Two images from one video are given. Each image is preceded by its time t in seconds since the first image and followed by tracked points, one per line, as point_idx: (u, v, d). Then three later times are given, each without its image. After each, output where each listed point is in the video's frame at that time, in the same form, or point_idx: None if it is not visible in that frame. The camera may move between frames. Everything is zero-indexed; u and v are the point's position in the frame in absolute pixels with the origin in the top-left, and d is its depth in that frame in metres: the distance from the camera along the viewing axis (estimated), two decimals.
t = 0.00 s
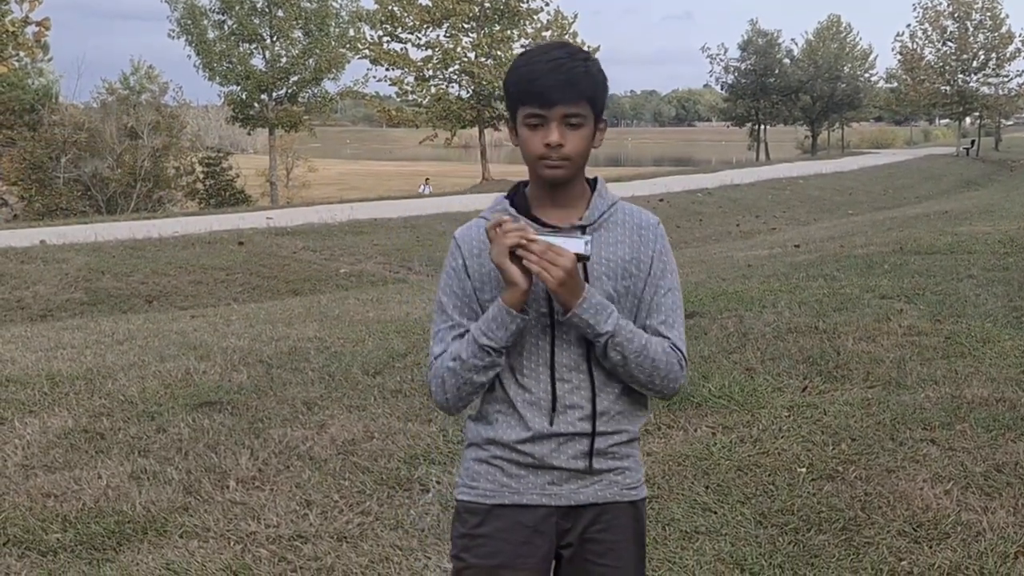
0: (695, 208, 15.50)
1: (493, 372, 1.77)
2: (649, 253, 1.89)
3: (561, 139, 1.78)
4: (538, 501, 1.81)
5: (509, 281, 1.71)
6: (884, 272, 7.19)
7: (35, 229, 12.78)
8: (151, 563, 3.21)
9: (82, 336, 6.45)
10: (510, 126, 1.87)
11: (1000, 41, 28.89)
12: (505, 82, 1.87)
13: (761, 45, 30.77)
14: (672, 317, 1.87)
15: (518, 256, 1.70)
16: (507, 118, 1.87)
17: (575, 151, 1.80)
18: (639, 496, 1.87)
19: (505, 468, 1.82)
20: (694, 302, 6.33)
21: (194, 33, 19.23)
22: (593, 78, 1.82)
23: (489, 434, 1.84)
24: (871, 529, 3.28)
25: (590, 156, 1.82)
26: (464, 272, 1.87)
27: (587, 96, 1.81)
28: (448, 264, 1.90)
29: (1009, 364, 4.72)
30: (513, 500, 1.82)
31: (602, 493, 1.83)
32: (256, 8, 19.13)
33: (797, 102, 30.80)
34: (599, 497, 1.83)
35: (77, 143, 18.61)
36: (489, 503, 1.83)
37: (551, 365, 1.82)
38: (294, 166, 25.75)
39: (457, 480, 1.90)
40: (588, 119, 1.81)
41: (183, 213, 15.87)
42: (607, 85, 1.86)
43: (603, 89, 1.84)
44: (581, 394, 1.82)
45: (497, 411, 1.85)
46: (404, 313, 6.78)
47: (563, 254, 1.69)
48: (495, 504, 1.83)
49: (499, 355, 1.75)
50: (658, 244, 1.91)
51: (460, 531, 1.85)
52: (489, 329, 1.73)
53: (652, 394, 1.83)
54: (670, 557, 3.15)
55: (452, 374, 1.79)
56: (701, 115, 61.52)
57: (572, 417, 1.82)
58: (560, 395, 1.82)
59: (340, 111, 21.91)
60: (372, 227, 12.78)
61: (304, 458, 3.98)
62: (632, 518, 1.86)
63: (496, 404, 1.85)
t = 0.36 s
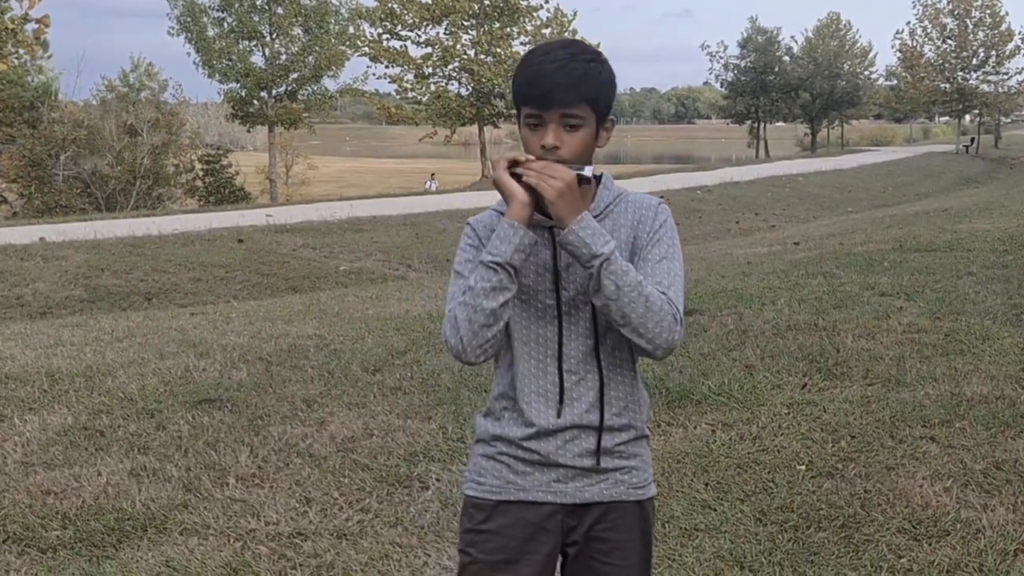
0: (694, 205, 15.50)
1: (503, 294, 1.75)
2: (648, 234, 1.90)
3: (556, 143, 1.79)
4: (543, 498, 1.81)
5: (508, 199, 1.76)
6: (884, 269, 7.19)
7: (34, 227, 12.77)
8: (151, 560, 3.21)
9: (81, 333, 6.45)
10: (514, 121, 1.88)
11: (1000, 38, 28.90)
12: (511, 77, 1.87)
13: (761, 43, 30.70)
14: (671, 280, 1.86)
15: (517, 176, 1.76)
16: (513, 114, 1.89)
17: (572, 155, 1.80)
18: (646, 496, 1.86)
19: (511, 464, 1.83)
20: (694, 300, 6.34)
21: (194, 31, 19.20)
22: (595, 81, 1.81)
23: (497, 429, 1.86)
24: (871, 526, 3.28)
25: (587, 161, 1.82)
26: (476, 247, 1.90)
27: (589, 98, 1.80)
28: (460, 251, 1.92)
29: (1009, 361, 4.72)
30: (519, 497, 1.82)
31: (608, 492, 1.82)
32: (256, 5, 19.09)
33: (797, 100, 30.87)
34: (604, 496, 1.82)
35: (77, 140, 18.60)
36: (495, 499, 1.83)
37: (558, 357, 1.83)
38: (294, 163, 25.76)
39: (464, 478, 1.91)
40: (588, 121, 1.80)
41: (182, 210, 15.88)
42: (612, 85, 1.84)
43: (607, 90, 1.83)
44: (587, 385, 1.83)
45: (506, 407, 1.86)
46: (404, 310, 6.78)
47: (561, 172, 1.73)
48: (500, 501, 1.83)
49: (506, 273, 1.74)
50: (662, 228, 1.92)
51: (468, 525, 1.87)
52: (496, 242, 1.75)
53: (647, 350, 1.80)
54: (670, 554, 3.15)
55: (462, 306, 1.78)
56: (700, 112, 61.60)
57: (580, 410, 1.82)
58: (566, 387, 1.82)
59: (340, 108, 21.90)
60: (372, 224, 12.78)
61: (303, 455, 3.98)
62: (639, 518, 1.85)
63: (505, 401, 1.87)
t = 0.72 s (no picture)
0: (694, 204, 15.49)
1: (498, 264, 1.74)
2: (624, 225, 1.93)
3: (550, 131, 1.80)
4: (528, 496, 1.81)
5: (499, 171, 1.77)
6: (884, 267, 7.19)
7: (34, 226, 12.77)
8: (152, 559, 3.22)
9: (82, 331, 6.46)
10: (497, 113, 1.87)
11: (1000, 37, 28.87)
12: (495, 68, 1.86)
13: (761, 41, 30.71)
14: (648, 266, 1.88)
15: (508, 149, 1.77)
16: (497, 102, 1.88)
17: (563, 144, 1.81)
18: (628, 491, 1.89)
19: (495, 463, 1.82)
20: (694, 298, 6.33)
21: (194, 29, 19.21)
22: (584, 74, 1.83)
23: (479, 427, 1.84)
24: (871, 525, 3.29)
25: (578, 152, 1.83)
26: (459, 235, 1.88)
27: (578, 90, 1.82)
28: (440, 241, 1.90)
29: (1009, 360, 4.71)
30: (503, 496, 1.81)
31: (590, 489, 1.83)
32: (256, 4, 19.09)
33: (797, 98, 30.80)
34: (587, 493, 1.83)
35: (77, 139, 18.60)
36: (477, 499, 1.82)
37: (540, 350, 1.83)
38: (294, 162, 25.75)
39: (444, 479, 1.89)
40: (577, 113, 1.82)
41: (182, 210, 15.87)
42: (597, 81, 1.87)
43: (593, 86, 1.86)
44: (568, 378, 1.84)
45: (486, 403, 1.85)
46: (404, 309, 6.78)
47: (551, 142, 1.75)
48: (484, 501, 1.82)
49: (501, 243, 1.74)
50: (638, 222, 1.95)
51: (451, 527, 1.84)
52: (491, 213, 1.76)
53: (627, 334, 1.80)
54: (669, 553, 3.16)
55: (456, 278, 1.76)
56: (701, 111, 61.60)
57: (562, 404, 1.82)
58: (548, 380, 1.82)
59: (340, 107, 21.89)
60: (372, 222, 12.77)
61: (303, 454, 3.99)
62: (622, 515, 1.87)
63: (485, 397, 1.86)
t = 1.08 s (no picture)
0: (694, 203, 15.48)
1: (494, 247, 1.76)
2: (603, 220, 1.94)
3: (532, 123, 1.82)
4: (508, 494, 1.81)
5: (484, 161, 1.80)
6: (885, 266, 7.18)
7: (34, 225, 12.76)
8: (152, 557, 3.22)
9: (83, 330, 6.46)
10: (478, 105, 1.89)
11: (1001, 35, 28.84)
12: (478, 62, 1.89)
13: (761, 40, 30.71)
14: (625, 259, 1.89)
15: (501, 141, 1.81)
16: (480, 97, 1.91)
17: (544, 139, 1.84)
18: (606, 488, 1.89)
19: (473, 463, 1.82)
20: (694, 297, 6.33)
21: (194, 28, 19.24)
22: (568, 71, 1.86)
23: (457, 425, 1.85)
24: (871, 523, 3.29)
25: (559, 146, 1.86)
26: (443, 228, 1.89)
27: (561, 87, 1.84)
28: (422, 236, 1.90)
29: (1009, 359, 4.71)
30: (482, 494, 1.81)
31: (569, 486, 1.84)
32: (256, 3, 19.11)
33: (797, 97, 30.74)
34: (566, 490, 1.83)
35: (77, 138, 18.60)
36: (456, 498, 1.82)
37: (517, 346, 1.83)
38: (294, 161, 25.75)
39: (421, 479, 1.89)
40: (559, 109, 1.86)
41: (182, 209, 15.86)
42: (580, 78, 1.90)
43: (576, 83, 1.88)
44: (547, 373, 1.84)
45: (464, 399, 1.85)
46: (405, 308, 6.78)
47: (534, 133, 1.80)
48: (464, 499, 1.82)
49: (493, 226, 1.76)
50: (616, 219, 1.95)
51: (429, 526, 1.83)
52: (480, 199, 1.78)
53: (600, 324, 1.80)
54: (669, 552, 3.16)
55: (450, 265, 1.76)
56: (701, 110, 61.59)
57: (540, 400, 1.83)
58: (527, 375, 1.83)
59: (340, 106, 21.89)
60: (372, 221, 12.76)
61: (304, 453, 3.99)
62: (601, 511, 1.87)
63: (463, 393, 1.86)
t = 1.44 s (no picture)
0: (695, 202, 15.48)
1: (494, 250, 1.76)
2: (590, 226, 1.93)
3: (523, 127, 1.83)
4: (495, 494, 1.81)
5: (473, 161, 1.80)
6: (886, 266, 7.18)
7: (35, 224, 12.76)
8: (153, 557, 3.22)
9: (84, 330, 6.46)
10: (472, 106, 1.90)
11: (1002, 35, 28.81)
12: (472, 63, 1.89)
13: (762, 40, 30.71)
14: (606, 268, 1.88)
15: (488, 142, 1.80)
16: (472, 99, 1.91)
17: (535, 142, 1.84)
18: (594, 490, 1.89)
19: (461, 462, 1.83)
20: (695, 297, 6.33)
21: (195, 28, 19.25)
22: (562, 75, 1.86)
23: (445, 425, 1.85)
24: (872, 522, 3.29)
25: (550, 149, 1.86)
26: (434, 229, 1.89)
27: (554, 90, 1.84)
28: (414, 237, 1.90)
29: (1010, 358, 4.71)
30: (469, 494, 1.81)
31: (556, 488, 1.84)
32: (257, 2, 19.13)
33: (798, 96, 30.72)
34: (553, 491, 1.83)
35: (78, 138, 18.60)
36: (443, 498, 1.82)
37: (505, 349, 1.83)
38: (296, 160, 25.76)
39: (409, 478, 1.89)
40: (551, 113, 1.86)
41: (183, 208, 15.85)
42: (574, 84, 1.90)
43: (569, 88, 1.88)
44: (534, 376, 1.84)
45: (454, 400, 1.85)
46: (407, 307, 6.78)
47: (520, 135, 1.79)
48: (451, 499, 1.82)
49: (497, 228, 1.76)
50: (603, 228, 1.95)
51: (418, 526, 1.84)
52: (476, 202, 1.77)
53: (570, 336, 1.78)
54: (669, 551, 3.16)
55: (456, 271, 1.76)
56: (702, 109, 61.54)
57: (527, 403, 1.83)
58: (513, 378, 1.83)
59: (341, 106, 21.89)
60: (373, 221, 12.76)
61: (306, 452, 3.99)
62: (590, 511, 1.88)
63: (453, 394, 1.86)
